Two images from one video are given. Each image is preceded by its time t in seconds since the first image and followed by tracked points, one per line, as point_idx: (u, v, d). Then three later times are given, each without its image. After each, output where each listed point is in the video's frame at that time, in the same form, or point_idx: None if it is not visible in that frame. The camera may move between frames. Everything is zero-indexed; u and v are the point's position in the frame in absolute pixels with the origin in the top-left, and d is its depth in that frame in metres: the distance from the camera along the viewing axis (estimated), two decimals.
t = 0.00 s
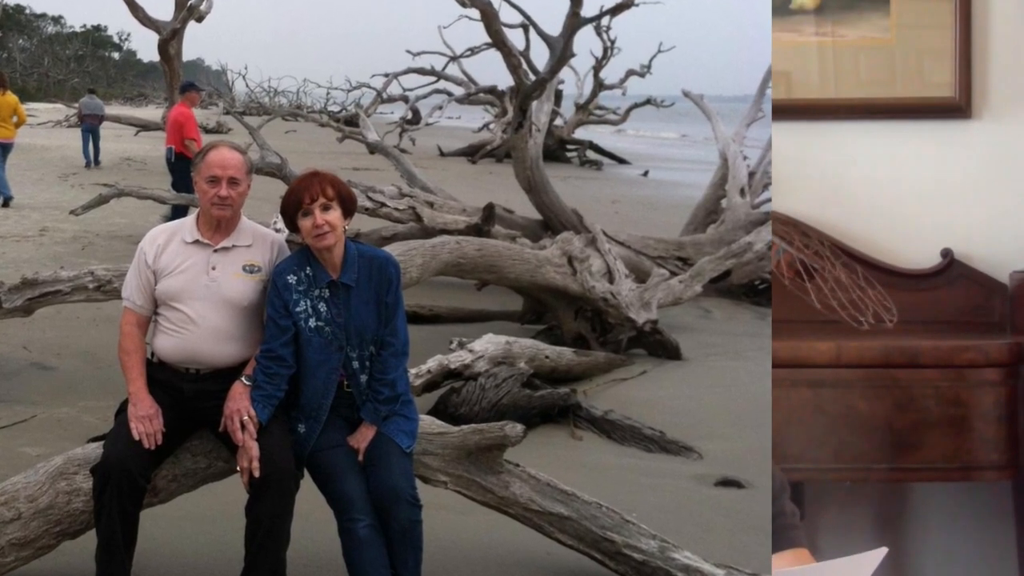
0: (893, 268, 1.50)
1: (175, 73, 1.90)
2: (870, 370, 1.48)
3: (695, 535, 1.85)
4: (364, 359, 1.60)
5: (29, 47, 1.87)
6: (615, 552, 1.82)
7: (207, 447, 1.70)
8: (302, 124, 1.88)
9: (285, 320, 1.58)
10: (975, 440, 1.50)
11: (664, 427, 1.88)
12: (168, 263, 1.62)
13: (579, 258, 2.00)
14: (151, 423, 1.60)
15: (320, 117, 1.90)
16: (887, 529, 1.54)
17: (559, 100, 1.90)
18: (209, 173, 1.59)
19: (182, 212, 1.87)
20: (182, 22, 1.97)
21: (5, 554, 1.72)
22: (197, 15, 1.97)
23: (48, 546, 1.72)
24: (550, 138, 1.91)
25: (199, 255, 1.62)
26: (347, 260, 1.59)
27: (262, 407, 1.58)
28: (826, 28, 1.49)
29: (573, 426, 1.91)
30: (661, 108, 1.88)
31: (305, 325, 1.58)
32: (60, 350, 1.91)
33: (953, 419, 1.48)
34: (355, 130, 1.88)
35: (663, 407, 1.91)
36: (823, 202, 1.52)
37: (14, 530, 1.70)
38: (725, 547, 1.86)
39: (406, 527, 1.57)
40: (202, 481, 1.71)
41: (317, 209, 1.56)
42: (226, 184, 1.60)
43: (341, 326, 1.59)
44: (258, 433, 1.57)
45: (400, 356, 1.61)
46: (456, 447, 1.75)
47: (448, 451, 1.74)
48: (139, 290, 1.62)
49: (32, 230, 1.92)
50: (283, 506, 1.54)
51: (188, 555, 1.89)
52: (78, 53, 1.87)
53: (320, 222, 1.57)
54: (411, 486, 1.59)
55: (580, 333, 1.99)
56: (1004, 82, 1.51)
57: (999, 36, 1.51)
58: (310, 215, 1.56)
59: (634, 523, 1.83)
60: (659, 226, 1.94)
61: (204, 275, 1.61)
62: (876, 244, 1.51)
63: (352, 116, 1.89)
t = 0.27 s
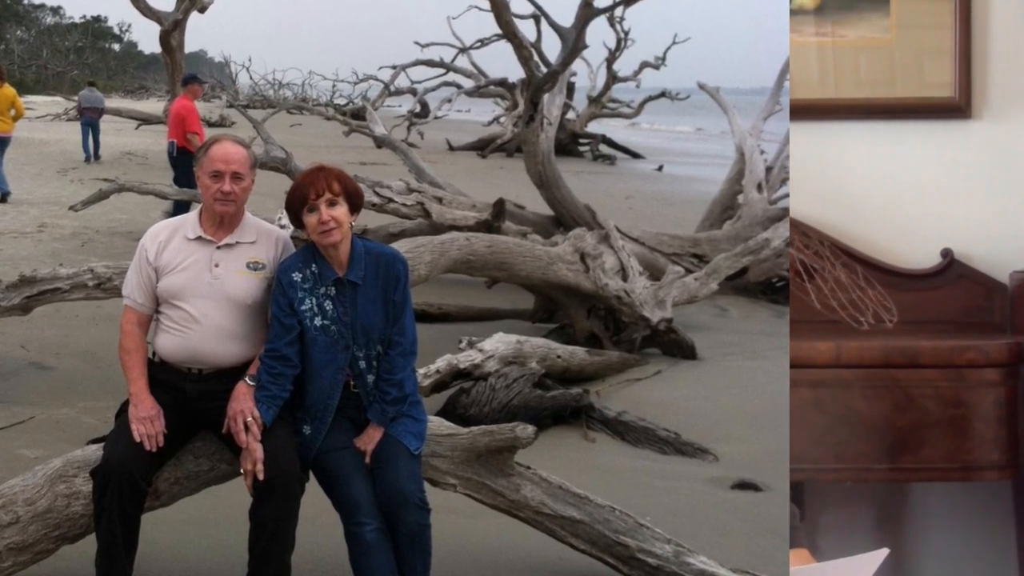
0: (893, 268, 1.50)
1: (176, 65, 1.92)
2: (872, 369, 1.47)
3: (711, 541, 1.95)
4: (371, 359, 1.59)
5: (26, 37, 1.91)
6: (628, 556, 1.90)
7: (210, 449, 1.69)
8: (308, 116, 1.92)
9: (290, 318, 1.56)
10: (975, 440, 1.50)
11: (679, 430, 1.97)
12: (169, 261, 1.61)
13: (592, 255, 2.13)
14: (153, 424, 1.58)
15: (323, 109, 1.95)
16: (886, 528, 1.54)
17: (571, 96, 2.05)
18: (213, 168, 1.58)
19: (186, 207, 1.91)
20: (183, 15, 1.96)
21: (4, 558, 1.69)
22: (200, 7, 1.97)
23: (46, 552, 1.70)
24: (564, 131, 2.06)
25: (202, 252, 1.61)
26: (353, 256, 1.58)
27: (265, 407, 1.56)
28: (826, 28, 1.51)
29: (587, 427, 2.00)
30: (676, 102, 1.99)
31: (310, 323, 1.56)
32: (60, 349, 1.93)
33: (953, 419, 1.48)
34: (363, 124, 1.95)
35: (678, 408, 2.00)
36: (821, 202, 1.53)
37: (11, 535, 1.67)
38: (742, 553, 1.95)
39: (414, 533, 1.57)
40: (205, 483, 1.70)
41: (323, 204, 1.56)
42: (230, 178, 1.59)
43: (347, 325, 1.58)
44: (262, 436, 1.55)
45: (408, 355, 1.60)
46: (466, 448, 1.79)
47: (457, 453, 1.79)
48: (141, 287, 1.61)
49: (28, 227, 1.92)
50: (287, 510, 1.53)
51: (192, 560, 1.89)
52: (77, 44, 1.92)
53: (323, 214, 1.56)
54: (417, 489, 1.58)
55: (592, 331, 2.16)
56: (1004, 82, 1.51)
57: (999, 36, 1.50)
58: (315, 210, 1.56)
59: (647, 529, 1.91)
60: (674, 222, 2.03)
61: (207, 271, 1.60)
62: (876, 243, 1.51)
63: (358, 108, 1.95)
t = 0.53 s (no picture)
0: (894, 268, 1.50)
1: (178, 57, 1.98)
2: (870, 369, 1.49)
3: (728, 546, 1.85)
4: (379, 360, 1.59)
5: (24, 29, 1.94)
6: (642, 561, 1.77)
7: (212, 450, 1.67)
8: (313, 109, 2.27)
9: (295, 317, 1.56)
10: (974, 440, 1.50)
11: (696, 433, 2.05)
12: (172, 258, 1.61)
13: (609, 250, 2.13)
14: (154, 426, 1.57)
15: (331, 104, 2.30)
16: (886, 528, 1.54)
17: (580, 91, 2.98)
18: (215, 162, 1.59)
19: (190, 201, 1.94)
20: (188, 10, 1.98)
21: None
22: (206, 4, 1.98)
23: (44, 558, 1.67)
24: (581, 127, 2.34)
25: (204, 250, 1.61)
26: (359, 254, 1.58)
27: (270, 409, 1.56)
28: (826, 28, 1.52)
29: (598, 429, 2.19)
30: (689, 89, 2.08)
31: (316, 322, 1.56)
32: (58, 350, 2.16)
33: (953, 419, 1.49)
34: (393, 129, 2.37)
35: (692, 408, 2.18)
36: (823, 202, 1.52)
37: (7, 541, 1.63)
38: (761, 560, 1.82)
39: (423, 537, 1.54)
40: (207, 486, 1.67)
41: (329, 200, 1.56)
42: (233, 173, 1.60)
43: (354, 323, 1.57)
44: (267, 438, 1.55)
45: (416, 354, 1.60)
46: (475, 450, 1.72)
47: (466, 456, 1.72)
48: (142, 286, 1.61)
49: (26, 224, 2.15)
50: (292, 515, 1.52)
51: (195, 564, 1.83)
52: (75, 36, 2.00)
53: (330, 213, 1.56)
54: (426, 493, 1.56)
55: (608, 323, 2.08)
56: (1006, 82, 1.50)
57: (1000, 35, 1.50)
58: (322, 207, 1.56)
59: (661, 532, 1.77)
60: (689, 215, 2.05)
61: (210, 269, 1.61)
62: (876, 243, 1.52)
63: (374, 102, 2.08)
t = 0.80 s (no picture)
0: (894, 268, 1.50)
1: (179, 49, 1.99)
2: (870, 371, 1.49)
3: (745, 551, 1.92)
4: (384, 359, 1.59)
5: (22, 21, 1.97)
6: (656, 565, 1.78)
7: (215, 452, 1.67)
8: (318, 103, 2.11)
9: (300, 316, 1.56)
10: (975, 441, 1.51)
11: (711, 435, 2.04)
12: (173, 255, 1.61)
13: (614, 247, 2.62)
14: (156, 427, 1.58)
15: (337, 96, 2.14)
16: (886, 529, 1.55)
17: (595, 83, 2.44)
18: (218, 157, 1.59)
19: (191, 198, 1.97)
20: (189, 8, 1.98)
21: None
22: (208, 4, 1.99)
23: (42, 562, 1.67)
24: (589, 125, 2.51)
25: (206, 247, 1.61)
26: (365, 251, 1.58)
27: (274, 410, 1.56)
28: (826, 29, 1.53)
29: (612, 429, 2.10)
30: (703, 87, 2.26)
31: (321, 321, 1.57)
32: (57, 349, 2.02)
33: (953, 420, 1.49)
34: (378, 113, 2.19)
35: (707, 409, 2.12)
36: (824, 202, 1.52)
37: (6, 545, 1.64)
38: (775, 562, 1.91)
39: (431, 540, 1.54)
40: (209, 489, 1.67)
41: (335, 195, 1.56)
42: (237, 168, 1.60)
43: (360, 322, 1.58)
44: (271, 439, 1.55)
45: (424, 354, 1.60)
46: (485, 452, 1.71)
47: (474, 458, 1.71)
48: (143, 284, 1.61)
49: (26, 219, 2.02)
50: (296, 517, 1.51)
51: (196, 569, 1.86)
52: (74, 28, 2.03)
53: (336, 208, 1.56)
54: (434, 496, 1.56)
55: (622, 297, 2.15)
56: (1005, 82, 1.51)
57: (1000, 35, 1.51)
58: (327, 202, 1.56)
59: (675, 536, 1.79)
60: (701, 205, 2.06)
61: (212, 266, 1.61)
62: (875, 244, 1.52)
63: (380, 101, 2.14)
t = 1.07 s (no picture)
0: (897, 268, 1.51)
1: (182, 41, 1.90)
2: (871, 372, 1.50)
3: (762, 555, 1.85)
4: (392, 359, 1.59)
5: (20, 13, 1.90)
6: (669, 569, 1.76)
7: (218, 454, 1.67)
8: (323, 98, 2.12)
9: (304, 315, 1.56)
10: (976, 442, 1.50)
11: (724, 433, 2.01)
12: (175, 253, 1.61)
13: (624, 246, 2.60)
14: (157, 429, 1.58)
15: (341, 89, 2.09)
16: (888, 529, 1.55)
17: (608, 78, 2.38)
18: (220, 152, 1.59)
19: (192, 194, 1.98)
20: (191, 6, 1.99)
21: None
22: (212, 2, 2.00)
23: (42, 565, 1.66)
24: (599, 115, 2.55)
25: (208, 244, 1.61)
26: (372, 247, 1.58)
27: (278, 411, 1.56)
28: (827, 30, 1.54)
29: (623, 432, 2.10)
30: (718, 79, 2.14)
31: (326, 320, 1.56)
32: (57, 349, 2.04)
33: (954, 420, 1.49)
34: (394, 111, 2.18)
35: (721, 409, 2.09)
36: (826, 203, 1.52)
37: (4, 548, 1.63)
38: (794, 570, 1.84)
39: (437, 543, 1.53)
40: (212, 492, 1.67)
41: (340, 191, 1.56)
42: (240, 163, 1.60)
43: (366, 321, 1.57)
44: (275, 440, 1.55)
45: (432, 353, 1.60)
46: (494, 454, 1.71)
47: (483, 459, 1.71)
48: (144, 282, 1.61)
49: (25, 215, 2.00)
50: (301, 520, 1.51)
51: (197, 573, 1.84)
52: (75, 20, 2.00)
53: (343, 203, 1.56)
54: (443, 500, 1.56)
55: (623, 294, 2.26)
56: (1006, 82, 1.50)
57: (1001, 35, 1.51)
58: (333, 197, 1.56)
59: (688, 539, 1.77)
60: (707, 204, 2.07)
61: (215, 263, 1.61)
62: (876, 244, 1.52)
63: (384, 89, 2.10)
